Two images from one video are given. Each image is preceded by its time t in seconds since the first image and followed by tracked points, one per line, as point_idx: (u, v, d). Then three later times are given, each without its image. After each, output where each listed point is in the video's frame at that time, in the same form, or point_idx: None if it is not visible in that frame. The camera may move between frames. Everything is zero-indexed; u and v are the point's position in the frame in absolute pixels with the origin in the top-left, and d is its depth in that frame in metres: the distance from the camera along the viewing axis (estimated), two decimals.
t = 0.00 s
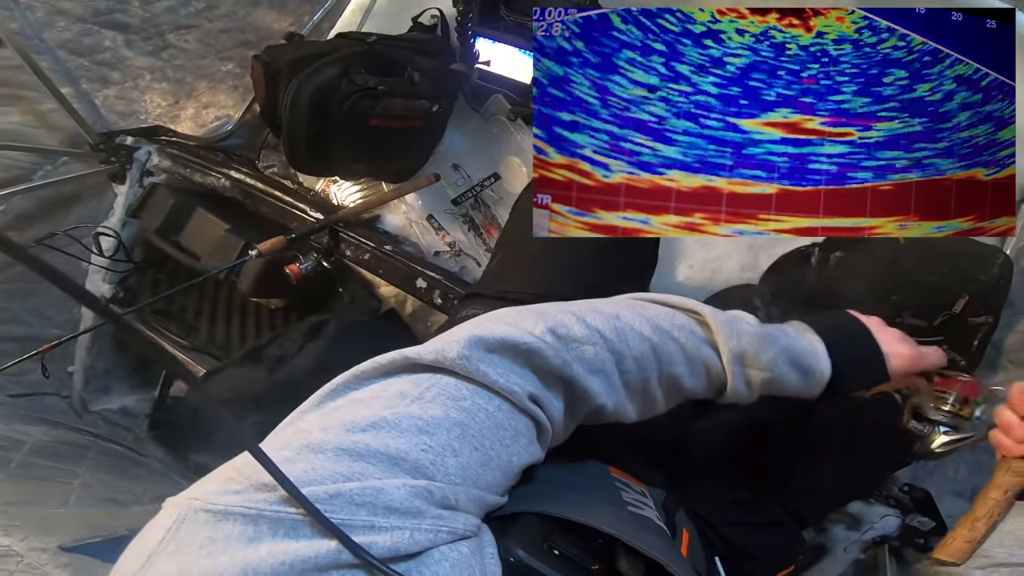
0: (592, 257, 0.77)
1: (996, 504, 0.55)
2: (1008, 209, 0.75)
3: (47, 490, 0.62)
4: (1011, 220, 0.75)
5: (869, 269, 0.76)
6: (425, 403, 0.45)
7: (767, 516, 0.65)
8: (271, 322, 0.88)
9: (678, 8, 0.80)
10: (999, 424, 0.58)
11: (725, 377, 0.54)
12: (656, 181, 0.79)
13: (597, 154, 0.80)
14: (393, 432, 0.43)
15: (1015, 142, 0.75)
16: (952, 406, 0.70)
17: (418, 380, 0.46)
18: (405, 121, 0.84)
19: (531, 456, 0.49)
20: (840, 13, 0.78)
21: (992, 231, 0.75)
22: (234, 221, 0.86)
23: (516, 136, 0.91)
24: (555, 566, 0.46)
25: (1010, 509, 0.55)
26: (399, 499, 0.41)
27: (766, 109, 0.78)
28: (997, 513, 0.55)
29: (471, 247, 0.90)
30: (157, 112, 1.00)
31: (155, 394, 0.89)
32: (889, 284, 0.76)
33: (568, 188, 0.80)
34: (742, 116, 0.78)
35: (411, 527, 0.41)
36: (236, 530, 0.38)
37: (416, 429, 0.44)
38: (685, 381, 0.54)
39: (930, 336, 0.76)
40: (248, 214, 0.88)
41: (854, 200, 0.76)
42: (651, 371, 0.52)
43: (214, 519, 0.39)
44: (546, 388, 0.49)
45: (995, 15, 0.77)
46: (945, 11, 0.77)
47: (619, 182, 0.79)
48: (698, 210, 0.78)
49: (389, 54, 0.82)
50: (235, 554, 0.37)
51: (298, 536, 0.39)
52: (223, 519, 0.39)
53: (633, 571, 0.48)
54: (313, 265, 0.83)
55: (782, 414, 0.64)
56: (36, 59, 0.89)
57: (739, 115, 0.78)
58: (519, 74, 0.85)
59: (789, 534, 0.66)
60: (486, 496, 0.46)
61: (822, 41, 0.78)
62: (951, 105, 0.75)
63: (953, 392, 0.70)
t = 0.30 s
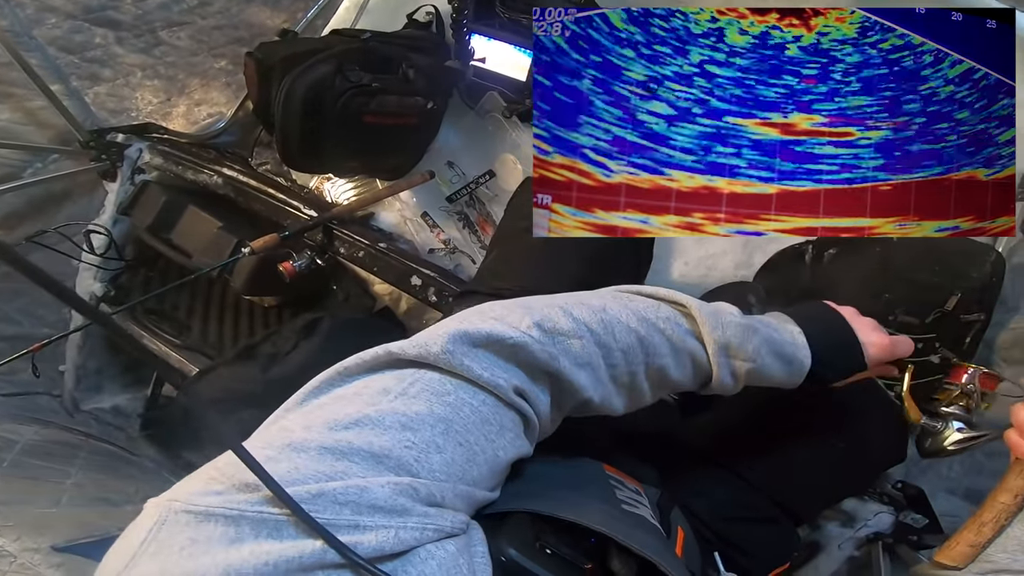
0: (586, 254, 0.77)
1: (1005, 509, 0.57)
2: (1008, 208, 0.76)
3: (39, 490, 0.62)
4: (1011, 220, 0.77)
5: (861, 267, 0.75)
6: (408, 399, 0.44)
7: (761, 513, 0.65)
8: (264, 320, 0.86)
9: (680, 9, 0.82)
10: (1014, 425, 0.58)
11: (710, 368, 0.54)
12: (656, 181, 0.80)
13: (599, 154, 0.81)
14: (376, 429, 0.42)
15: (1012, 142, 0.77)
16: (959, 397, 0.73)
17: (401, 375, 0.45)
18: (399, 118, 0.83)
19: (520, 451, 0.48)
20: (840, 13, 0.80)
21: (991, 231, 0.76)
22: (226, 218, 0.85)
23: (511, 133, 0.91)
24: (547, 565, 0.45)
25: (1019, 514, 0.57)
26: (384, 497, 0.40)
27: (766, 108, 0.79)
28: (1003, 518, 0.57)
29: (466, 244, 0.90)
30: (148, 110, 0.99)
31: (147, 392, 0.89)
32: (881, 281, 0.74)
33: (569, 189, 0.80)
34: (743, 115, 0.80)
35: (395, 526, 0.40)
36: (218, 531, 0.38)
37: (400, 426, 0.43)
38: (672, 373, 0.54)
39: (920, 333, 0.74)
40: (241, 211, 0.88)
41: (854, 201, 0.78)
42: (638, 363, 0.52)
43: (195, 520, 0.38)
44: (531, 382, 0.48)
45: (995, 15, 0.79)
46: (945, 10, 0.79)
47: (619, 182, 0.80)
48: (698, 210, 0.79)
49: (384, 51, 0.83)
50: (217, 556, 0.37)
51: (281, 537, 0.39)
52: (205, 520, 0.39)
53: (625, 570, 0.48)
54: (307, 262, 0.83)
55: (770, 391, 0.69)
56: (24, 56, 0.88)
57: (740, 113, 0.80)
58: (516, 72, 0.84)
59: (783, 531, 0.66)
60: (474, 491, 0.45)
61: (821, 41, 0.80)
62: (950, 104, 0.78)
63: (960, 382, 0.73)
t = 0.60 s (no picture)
0: (586, 251, 0.77)
1: None
2: (1009, 207, 0.76)
3: (37, 488, 0.62)
4: (1011, 220, 0.76)
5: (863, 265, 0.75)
6: (398, 401, 0.44)
7: (760, 512, 0.65)
8: (264, 317, 0.86)
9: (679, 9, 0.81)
10: None
11: (706, 377, 0.53)
12: (657, 181, 0.79)
13: (600, 155, 0.80)
14: (367, 433, 0.42)
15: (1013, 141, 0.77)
16: None
17: (392, 374, 0.45)
18: (398, 115, 0.83)
19: (514, 450, 0.48)
20: (840, 13, 0.80)
21: (992, 231, 0.76)
22: (225, 215, 0.85)
23: (511, 130, 0.91)
24: (545, 567, 0.45)
25: None
26: (374, 502, 0.40)
27: (766, 109, 0.79)
28: None
29: (466, 241, 0.90)
30: (147, 106, 0.98)
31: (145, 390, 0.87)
32: (882, 279, 0.74)
33: (569, 188, 0.80)
34: (743, 116, 0.79)
35: (387, 530, 0.40)
36: (207, 537, 0.38)
37: (390, 428, 0.43)
38: (666, 379, 0.53)
39: (921, 331, 0.74)
40: (241, 208, 0.87)
41: (856, 200, 0.77)
42: (631, 367, 0.51)
43: (183, 528, 0.38)
44: (525, 381, 0.48)
45: (995, 15, 0.79)
46: (945, 10, 0.79)
47: (620, 181, 0.80)
48: (698, 210, 0.79)
49: (384, 47, 0.82)
50: (206, 562, 0.37)
51: (272, 543, 0.39)
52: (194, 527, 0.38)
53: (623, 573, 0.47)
54: (305, 259, 0.83)
55: (772, 400, 0.67)
56: (23, 53, 0.88)
57: (740, 114, 0.79)
58: (517, 68, 0.85)
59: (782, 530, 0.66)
60: (467, 493, 0.45)
61: (821, 42, 0.80)
62: (950, 104, 0.77)
63: None
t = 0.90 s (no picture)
0: (586, 253, 0.77)
1: (1015, 523, 0.48)
2: (1008, 207, 0.77)
3: (41, 489, 0.62)
4: (1011, 220, 0.77)
5: (862, 263, 0.76)
6: (394, 400, 0.44)
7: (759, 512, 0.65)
8: (266, 320, 0.87)
9: (679, 9, 0.82)
10: None
11: (672, 420, 0.53)
12: (657, 181, 0.80)
13: (600, 155, 0.81)
14: (363, 432, 0.42)
15: (1012, 141, 0.77)
16: (995, 398, 0.72)
17: (387, 373, 0.45)
18: (399, 118, 0.83)
19: (505, 448, 0.49)
20: (840, 13, 0.81)
21: (992, 231, 0.77)
22: (228, 218, 0.85)
23: (512, 133, 0.92)
24: (543, 566, 0.46)
25: None
26: (373, 502, 0.41)
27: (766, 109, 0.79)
28: (1013, 532, 0.48)
29: (467, 244, 0.90)
30: (150, 110, 0.98)
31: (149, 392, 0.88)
32: (881, 281, 0.76)
33: (568, 189, 0.80)
34: (742, 116, 0.80)
35: (386, 529, 0.41)
36: (209, 539, 0.38)
37: (386, 428, 0.43)
38: (632, 411, 0.53)
39: (920, 333, 0.77)
40: (242, 211, 0.88)
41: (854, 201, 0.77)
42: (604, 392, 0.52)
43: (186, 529, 0.39)
44: (515, 385, 0.49)
45: (995, 15, 0.79)
46: (945, 10, 0.79)
47: (619, 182, 0.80)
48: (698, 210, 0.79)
49: (385, 51, 0.83)
50: (209, 563, 0.37)
51: (273, 544, 0.39)
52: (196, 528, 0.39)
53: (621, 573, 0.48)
54: (308, 261, 0.83)
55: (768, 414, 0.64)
56: (27, 56, 0.89)
57: (739, 114, 0.80)
58: (517, 72, 0.86)
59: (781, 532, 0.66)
60: (462, 491, 0.45)
61: (821, 41, 0.80)
62: (950, 103, 0.78)
63: (1000, 387, 0.73)
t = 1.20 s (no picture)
0: (584, 250, 0.76)
1: (985, 516, 0.54)
2: (1008, 207, 0.76)
3: (39, 488, 0.62)
4: (1011, 220, 0.76)
5: (864, 259, 0.76)
6: (396, 401, 0.44)
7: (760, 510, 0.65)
8: (264, 317, 0.86)
9: (679, 9, 0.81)
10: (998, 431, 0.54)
11: (690, 399, 0.52)
12: (656, 181, 0.79)
13: (599, 155, 0.80)
14: (365, 432, 0.42)
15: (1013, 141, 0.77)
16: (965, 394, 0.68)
17: (389, 376, 0.45)
18: (397, 114, 0.83)
19: (510, 450, 0.48)
20: (840, 13, 0.80)
21: (992, 231, 0.76)
22: (225, 215, 0.84)
23: (511, 129, 0.90)
24: (543, 567, 0.45)
25: (999, 521, 0.54)
26: (373, 500, 0.40)
27: (766, 110, 0.79)
28: (983, 525, 0.55)
29: (465, 240, 0.90)
30: (146, 107, 0.97)
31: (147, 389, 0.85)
32: (882, 277, 0.76)
33: (568, 189, 0.80)
34: (741, 116, 0.79)
35: (386, 528, 0.40)
36: (208, 535, 0.38)
37: (388, 428, 0.43)
38: (648, 396, 0.52)
39: (922, 329, 0.76)
40: (240, 208, 0.87)
41: (854, 200, 0.77)
42: (613, 381, 0.51)
43: (186, 525, 0.38)
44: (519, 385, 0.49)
45: (995, 15, 0.79)
46: (945, 10, 0.79)
47: (620, 182, 0.80)
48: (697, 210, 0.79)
49: (383, 47, 0.82)
50: (207, 560, 0.37)
51: (271, 540, 0.39)
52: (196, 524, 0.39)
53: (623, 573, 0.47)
54: (305, 259, 0.83)
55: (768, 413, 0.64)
56: (20, 53, 0.91)
57: (739, 114, 0.79)
58: (514, 67, 0.85)
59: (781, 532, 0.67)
60: (465, 492, 0.45)
61: (821, 41, 0.79)
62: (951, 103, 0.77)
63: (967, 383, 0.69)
